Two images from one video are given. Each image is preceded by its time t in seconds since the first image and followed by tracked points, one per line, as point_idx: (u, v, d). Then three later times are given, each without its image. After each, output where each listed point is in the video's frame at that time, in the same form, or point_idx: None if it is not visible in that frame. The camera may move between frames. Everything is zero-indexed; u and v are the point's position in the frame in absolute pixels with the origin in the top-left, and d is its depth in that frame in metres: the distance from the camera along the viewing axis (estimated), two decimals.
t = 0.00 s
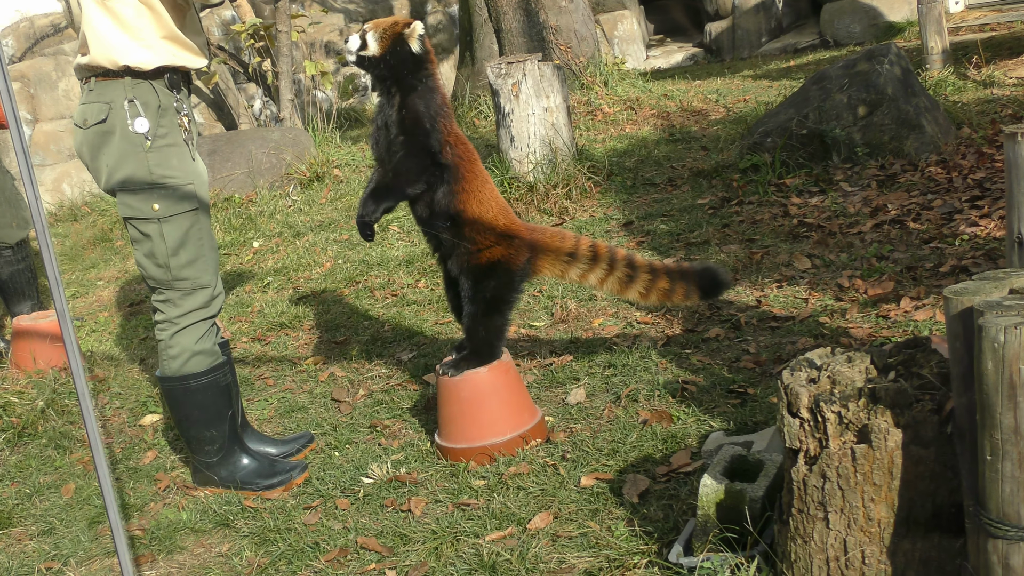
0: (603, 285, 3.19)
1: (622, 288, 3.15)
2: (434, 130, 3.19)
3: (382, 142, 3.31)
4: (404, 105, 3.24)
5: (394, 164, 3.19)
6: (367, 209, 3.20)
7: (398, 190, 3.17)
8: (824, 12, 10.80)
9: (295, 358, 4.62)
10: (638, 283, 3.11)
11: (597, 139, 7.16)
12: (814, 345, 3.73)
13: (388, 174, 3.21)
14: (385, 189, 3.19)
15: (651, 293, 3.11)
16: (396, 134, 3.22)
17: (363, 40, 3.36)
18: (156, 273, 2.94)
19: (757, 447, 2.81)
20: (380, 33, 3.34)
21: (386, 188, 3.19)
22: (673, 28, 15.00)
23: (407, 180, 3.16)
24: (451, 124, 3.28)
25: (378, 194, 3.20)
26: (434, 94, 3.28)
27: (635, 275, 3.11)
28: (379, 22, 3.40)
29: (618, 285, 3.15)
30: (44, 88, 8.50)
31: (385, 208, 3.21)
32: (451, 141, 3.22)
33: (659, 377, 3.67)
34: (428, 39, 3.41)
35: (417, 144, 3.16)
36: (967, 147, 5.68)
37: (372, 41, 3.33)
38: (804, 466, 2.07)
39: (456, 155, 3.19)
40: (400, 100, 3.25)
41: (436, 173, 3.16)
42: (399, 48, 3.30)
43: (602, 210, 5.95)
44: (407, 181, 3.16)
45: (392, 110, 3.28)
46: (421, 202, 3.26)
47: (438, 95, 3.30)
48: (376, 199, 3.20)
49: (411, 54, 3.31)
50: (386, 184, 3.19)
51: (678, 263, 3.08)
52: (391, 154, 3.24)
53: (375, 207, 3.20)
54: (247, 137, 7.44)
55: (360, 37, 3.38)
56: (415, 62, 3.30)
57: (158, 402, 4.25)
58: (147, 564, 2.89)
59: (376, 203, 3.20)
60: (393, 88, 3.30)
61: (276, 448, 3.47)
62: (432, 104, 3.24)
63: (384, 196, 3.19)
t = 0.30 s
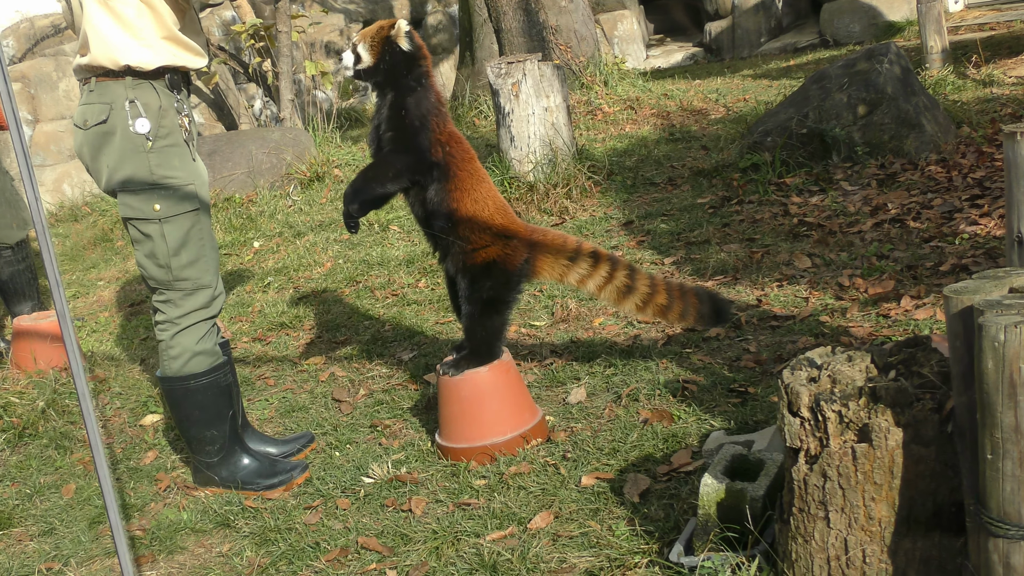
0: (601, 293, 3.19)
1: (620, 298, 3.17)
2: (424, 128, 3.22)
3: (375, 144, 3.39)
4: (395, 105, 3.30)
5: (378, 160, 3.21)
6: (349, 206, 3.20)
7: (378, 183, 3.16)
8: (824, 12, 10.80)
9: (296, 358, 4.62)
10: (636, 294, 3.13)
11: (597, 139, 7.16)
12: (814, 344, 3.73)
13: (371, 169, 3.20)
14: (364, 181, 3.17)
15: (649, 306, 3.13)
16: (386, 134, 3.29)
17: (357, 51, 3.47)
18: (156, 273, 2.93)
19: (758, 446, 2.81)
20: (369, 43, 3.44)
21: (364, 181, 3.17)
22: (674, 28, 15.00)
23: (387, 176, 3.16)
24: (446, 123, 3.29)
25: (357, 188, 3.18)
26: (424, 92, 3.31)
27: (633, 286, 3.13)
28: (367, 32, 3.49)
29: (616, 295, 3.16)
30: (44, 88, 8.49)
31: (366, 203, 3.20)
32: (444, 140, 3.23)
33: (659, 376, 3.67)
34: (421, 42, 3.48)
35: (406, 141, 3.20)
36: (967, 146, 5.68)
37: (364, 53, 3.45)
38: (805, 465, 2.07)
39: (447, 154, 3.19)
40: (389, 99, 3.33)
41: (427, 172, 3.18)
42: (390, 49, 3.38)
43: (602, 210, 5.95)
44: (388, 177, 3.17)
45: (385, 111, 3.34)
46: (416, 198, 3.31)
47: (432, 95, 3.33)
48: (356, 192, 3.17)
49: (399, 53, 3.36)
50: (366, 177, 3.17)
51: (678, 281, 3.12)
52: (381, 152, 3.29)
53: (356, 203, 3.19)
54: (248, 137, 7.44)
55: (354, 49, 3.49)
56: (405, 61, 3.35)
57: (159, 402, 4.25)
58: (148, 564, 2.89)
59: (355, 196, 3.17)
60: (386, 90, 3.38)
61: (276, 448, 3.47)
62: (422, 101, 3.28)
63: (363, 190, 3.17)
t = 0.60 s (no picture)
0: (611, 275, 3.17)
1: (632, 274, 3.13)
2: (419, 132, 3.21)
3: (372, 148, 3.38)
4: (389, 111, 3.29)
5: (375, 169, 3.23)
6: (348, 214, 3.21)
7: (379, 194, 3.20)
8: (824, 12, 10.80)
9: (297, 358, 4.62)
10: (648, 266, 3.10)
11: (597, 139, 7.16)
12: (815, 345, 3.73)
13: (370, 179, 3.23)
14: (364, 193, 3.21)
15: (663, 272, 3.09)
16: (381, 142, 3.29)
17: (349, 48, 3.41)
18: (157, 274, 2.94)
19: (758, 446, 2.81)
20: (365, 39, 3.38)
21: (363, 193, 3.20)
22: (675, 28, 15.02)
23: (386, 183, 3.20)
24: (441, 124, 3.29)
25: (359, 201, 3.21)
26: (418, 97, 3.30)
27: (642, 258, 3.08)
28: (368, 26, 3.42)
29: (627, 272, 3.13)
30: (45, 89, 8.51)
31: (366, 213, 3.22)
32: (440, 141, 3.22)
33: (661, 376, 3.67)
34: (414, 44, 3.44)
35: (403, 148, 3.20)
36: (968, 147, 5.68)
37: (360, 44, 3.38)
38: (807, 465, 2.07)
39: (445, 154, 3.19)
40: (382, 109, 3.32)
41: (423, 176, 3.20)
42: (385, 55, 3.35)
43: (603, 210, 5.95)
44: (390, 188, 3.21)
45: (380, 119, 3.34)
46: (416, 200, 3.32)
47: (426, 98, 3.33)
48: (358, 206, 3.21)
49: (395, 61, 3.34)
50: (366, 189, 3.21)
51: (683, 236, 3.07)
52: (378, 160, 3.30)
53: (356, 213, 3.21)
54: (249, 138, 7.44)
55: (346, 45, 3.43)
56: (399, 69, 3.33)
57: (160, 402, 4.25)
58: (149, 565, 2.89)
59: (357, 209, 3.20)
60: (379, 94, 3.36)
61: (277, 448, 3.47)
62: (416, 108, 3.27)
63: (365, 202, 3.21)
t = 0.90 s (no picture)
0: (611, 276, 3.18)
1: (631, 275, 3.14)
2: (420, 131, 3.21)
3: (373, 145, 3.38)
4: (391, 109, 3.28)
5: (377, 166, 3.23)
6: (350, 211, 3.20)
7: (380, 191, 3.18)
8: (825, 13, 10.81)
9: (298, 358, 4.62)
10: (648, 267, 3.10)
11: (598, 140, 7.16)
12: (816, 345, 3.73)
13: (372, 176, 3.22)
14: (365, 190, 3.19)
15: (662, 275, 3.10)
16: (384, 140, 3.29)
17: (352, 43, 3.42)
18: (157, 274, 2.94)
19: (760, 447, 2.81)
20: (367, 36, 3.37)
21: (365, 190, 3.19)
22: (676, 29, 15.02)
23: (388, 182, 3.19)
24: (442, 124, 3.28)
25: (361, 198, 3.20)
26: (420, 96, 3.30)
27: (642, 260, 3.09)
28: (373, 22, 3.42)
29: (627, 273, 3.14)
30: (46, 90, 8.52)
31: (366, 209, 3.20)
32: (441, 140, 3.22)
33: (662, 377, 3.67)
34: (416, 41, 3.42)
35: (404, 147, 3.20)
36: (970, 147, 5.68)
37: (363, 39, 3.38)
38: (808, 466, 2.07)
39: (446, 154, 3.19)
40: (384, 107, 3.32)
41: (423, 176, 3.20)
42: (388, 52, 3.34)
43: (604, 211, 5.95)
44: (392, 186, 3.20)
45: (381, 117, 3.33)
46: (416, 198, 3.32)
47: (428, 97, 3.32)
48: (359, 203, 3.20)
49: (398, 57, 3.33)
50: (367, 186, 3.19)
51: (684, 240, 3.06)
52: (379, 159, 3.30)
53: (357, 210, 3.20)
54: (249, 138, 7.44)
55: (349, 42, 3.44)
56: (401, 67, 3.32)
57: (161, 402, 4.26)
58: (151, 565, 2.89)
59: (359, 207, 3.19)
60: (382, 92, 3.35)
61: (279, 448, 3.47)
62: (418, 106, 3.26)
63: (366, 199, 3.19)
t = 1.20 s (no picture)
0: (611, 279, 3.18)
1: (631, 279, 3.14)
2: (421, 131, 3.21)
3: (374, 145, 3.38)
4: (392, 110, 3.29)
5: (378, 166, 3.22)
6: (349, 210, 3.20)
7: (381, 191, 3.17)
8: (827, 12, 10.81)
9: (300, 358, 4.62)
10: (647, 273, 3.11)
11: (600, 140, 7.16)
12: (818, 345, 3.73)
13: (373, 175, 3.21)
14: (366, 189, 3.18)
15: (661, 282, 3.10)
16: (385, 140, 3.28)
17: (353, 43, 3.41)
18: (159, 274, 2.94)
19: (762, 447, 2.81)
20: (368, 37, 3.38)
21: (367, 189, 3.18)
22: (677, 28, 15.02)
23: (388, 181, 3.18)
24: (443, 124, 3.28)
25: (361, 197, 3.19)
26: (422, 96, 3.30)
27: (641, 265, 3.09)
28: (368, 26, 3.44)
29: (626, 277, 3.14)
30: (47, 89, 8.53)
31: (366, 208, 3.20)
32: (442, 140, 3.21)
33: (663, 377, 3.67)
34: (417, 42, 3.42)
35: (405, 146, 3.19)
36: (971, 147, 5.67)
37: (361, 43, 3.39)
38: (810, 466, 2.07)
39: (446, 154, 3.19)
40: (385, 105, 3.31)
41: (424, 176, 3.20)
42: (387, 53, 3.35)
43: (606, 210, 5.95)
44: (392, 185, 3.19)
45: (382, 117, 3.33)
46: (416, 198, 3.32)
47: (429, 97, 3.32)
48: (359, 203, 3.19)
49: (400, 57, 3.33)
50: (368, 186, 3.18)
51: (685, 250, 3.07)
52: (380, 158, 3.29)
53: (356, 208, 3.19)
54: (251, 138, 7.45)
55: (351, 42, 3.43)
56: (401, 67, 3.32)
57: (162, 402, 4.26)
58: (152, 565, 2.89)
59: (358, 206, 3.19)
60: (382, 92, 3.35)
61: (280, 448, 3.48)
62: (420, 106, 3.26)
63: (367, 198, 3.19)
